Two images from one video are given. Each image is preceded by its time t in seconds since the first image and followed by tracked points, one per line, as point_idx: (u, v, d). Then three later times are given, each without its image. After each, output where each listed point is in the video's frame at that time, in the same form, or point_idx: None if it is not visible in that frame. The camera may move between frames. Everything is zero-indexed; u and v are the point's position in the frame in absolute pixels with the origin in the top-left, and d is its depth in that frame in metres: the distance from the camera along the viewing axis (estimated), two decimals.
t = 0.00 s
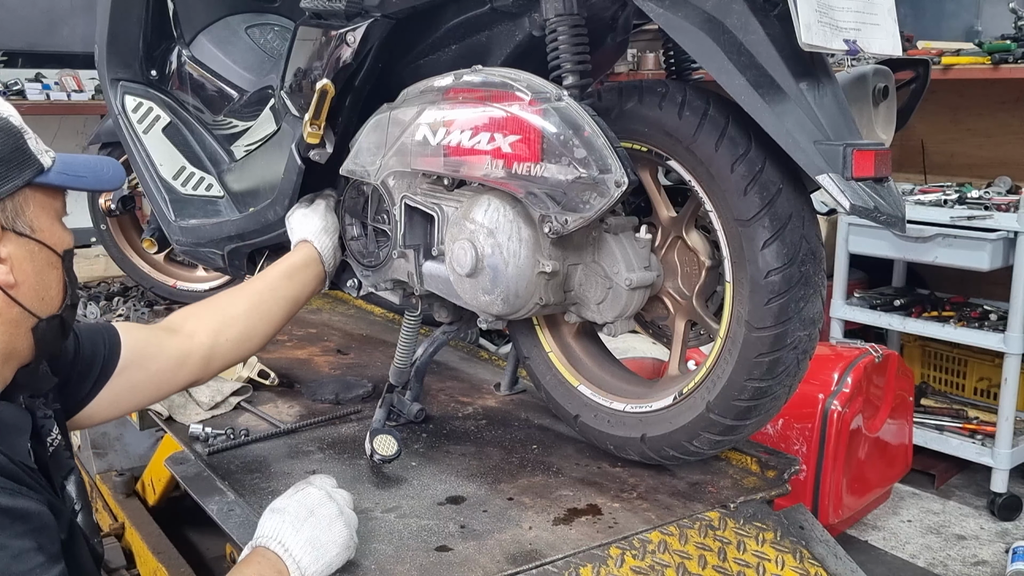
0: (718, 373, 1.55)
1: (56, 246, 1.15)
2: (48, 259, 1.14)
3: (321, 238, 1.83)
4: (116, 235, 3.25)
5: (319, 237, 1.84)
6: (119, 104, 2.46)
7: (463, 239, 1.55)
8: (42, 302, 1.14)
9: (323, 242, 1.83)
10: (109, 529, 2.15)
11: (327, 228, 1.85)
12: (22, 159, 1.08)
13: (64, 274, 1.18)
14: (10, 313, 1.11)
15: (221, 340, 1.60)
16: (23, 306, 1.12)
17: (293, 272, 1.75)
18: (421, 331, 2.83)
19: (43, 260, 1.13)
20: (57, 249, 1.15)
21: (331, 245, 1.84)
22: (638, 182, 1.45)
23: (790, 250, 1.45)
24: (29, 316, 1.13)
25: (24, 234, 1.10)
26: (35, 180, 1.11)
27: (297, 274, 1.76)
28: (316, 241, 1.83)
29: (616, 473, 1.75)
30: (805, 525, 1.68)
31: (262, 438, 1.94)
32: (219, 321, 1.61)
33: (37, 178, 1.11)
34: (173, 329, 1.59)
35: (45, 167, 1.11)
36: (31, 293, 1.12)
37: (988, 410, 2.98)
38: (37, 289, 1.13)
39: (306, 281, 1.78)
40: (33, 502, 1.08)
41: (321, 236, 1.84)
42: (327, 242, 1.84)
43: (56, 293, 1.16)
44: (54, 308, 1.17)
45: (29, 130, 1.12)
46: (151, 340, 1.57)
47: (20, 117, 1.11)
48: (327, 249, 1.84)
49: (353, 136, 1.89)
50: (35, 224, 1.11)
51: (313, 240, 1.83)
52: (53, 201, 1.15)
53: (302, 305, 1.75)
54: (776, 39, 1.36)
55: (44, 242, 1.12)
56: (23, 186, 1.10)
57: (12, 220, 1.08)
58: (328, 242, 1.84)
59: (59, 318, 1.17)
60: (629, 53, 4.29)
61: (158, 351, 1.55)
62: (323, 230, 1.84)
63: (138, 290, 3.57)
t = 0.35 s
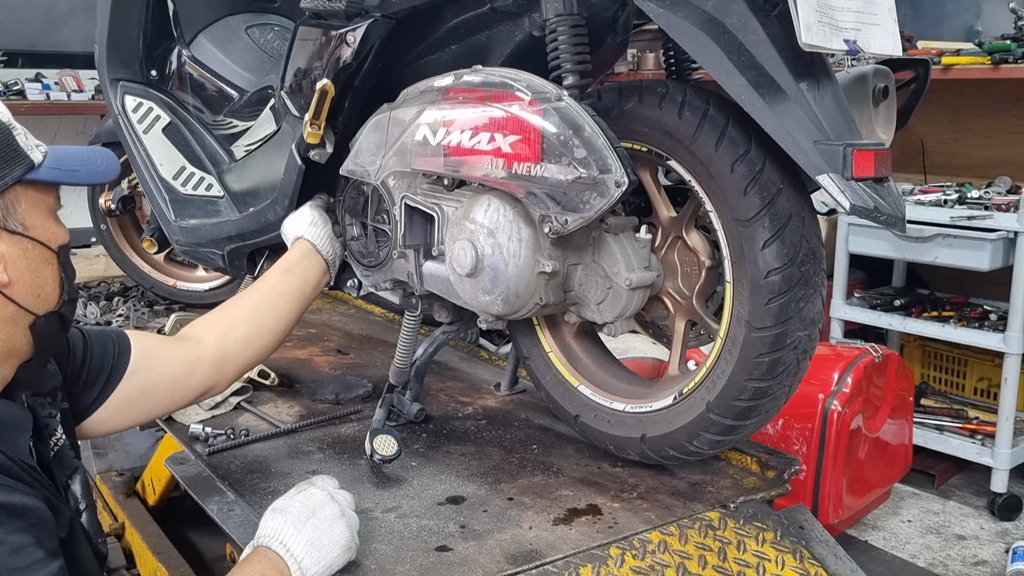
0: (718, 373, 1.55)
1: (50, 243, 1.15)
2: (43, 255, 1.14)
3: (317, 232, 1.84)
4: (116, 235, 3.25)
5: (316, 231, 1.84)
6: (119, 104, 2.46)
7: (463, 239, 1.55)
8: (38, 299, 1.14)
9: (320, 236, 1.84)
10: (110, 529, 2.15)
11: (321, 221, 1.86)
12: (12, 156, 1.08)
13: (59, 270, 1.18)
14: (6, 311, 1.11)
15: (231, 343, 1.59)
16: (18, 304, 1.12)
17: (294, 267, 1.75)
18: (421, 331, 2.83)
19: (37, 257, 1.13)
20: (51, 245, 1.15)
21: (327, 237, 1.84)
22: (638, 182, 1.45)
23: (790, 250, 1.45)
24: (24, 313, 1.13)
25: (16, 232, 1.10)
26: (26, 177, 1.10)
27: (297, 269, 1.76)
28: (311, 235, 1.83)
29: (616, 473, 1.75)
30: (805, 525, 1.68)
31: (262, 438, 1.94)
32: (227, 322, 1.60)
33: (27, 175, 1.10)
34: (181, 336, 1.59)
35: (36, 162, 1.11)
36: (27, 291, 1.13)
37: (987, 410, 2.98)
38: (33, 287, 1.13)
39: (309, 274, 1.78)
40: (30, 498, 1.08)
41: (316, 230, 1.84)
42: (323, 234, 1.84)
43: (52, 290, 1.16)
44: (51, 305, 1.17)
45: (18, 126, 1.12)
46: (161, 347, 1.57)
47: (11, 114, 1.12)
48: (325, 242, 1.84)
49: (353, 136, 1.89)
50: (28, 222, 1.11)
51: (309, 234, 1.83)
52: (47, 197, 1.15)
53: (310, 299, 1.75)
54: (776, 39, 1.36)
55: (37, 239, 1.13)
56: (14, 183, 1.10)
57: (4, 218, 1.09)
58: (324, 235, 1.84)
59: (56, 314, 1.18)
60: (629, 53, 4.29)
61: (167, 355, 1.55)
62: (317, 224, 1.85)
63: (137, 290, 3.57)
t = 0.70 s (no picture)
0: (718, 373, 1.55)
1: (42, 240, 1.15)
2: (35, 253, 1.14)
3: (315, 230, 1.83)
4: (116, 235, 3.25)
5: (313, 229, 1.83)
6: (120, 104, 2.47)
7: (463, 239, 1.55)
8: (30, 296, 1.14)
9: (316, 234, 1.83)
10: (110, 530, 2.15)
11: (318, 220, 1.85)
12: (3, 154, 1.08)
13: (51, 267, 1.17)
14: None
15: (224, 342, 1.59)
16: (10, 301, 1.12)
17: (291, 267, 1.75)
18: (421, 331, 2.83)
19: (28, 254, 1.13)
20: (43, 242, 1.15)
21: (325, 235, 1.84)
22: (638, 182, 1.45)
23: (790, 250, 1.45)
24: (16, 311, 1.13)
25: (7, 229, 1.10)
26: (17, 174, 1.10)
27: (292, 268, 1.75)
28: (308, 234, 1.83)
29: (616, 473, 1.75)
30: (805, 525, 1.67)
31: (262, 437, 1.94)
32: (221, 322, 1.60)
33: (19, 171, 1.10)
34: (175, 335, 1.59)
35: (27, 160, 1.11)
36: (18, 288, 1.12)
37: (987, 410, 2.98)
38: (25, 285, 1.13)
39: (304, 272, 1.76)
40: (28, 497, 1.08)
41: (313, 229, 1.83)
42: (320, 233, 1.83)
43: (44, 288, 1.16)
44: (43, 303, 1.17)
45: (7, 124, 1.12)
46: (153, 346, 1.57)
47: None
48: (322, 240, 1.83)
49: (353, 136, 1.89)
50: (18, 219, 1.11)
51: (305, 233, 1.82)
52: (37, 194, 1.15)
53: (304, 299, 1.74)
54: (776, 39, 1.36)
55: (28, 237, 1.12)
56: (5, 181, 1.09)
57: None
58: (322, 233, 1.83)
59: (49, 312, 1.18)
60: (629, 53, 4.29)
61: (161, 356, 1.55)
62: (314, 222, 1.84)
63: (138, 290, 3.57)
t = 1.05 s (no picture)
0: (718, 373, 1.55)
1: (54, 252, 1.15)
2: (46, 264, 1.14)
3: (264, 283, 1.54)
4: (116, 235, 3.25)
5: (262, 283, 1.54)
6: (120, 104, 2.46)
7: (463, 239, 1.55)
8: (39, 307, 1.14)
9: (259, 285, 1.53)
10: (109, 529, 2.15)
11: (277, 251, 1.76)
12: (24, 165, 1.08)
13: (60, 278, 1.17)
14: (7, 318, 1.11)
15: (186, 410, 1.41)
16: (20, 312, 1.12)
17: (244, 323, 1.47)
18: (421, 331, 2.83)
19: (40, 265, 1.13)
20: (55, 254, 1.15)
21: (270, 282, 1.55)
22: (638, 182, 1.45)
23: (790, 250, 1.45)
24: (26, 321, 1.13)
25: (23, 239, 1.10)
26: (36, 185, 1.10)
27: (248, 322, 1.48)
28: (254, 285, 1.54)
29: (616, 473, 1.76)
30: (805, 525, 1.67)
31: (262, 438, 1.94)
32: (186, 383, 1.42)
33: (38, 182, 1.11)
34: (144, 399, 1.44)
35: (46, 172, 1.11)
36: (28, 299, 1.12)
37: (987, 410, 2.98)
38: (35, 295, 1.13)
39: (253, 325, 1.49)
40: (25, 506, 1.09)
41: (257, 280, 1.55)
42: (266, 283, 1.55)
43: (53, 298, 1.16)
44: (50, 313, 1.17)
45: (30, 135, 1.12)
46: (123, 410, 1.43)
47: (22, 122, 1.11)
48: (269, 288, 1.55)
49: (353, 136, 1.89)
50: (35, 230, 1.11)
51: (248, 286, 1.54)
52: (51, 205, 1.15)
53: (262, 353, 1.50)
54: (777, 39, 1.36)
55: (42, 247, 1.12)
56: (24, 191, 1.09)
57: (13, 225, 1.08)
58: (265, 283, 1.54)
59: (53, 322, 1.17)
60: (629, 53, 4.29)
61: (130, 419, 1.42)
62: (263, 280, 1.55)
63: (138, 290, 3.57)
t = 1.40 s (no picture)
0: (718, 373, 1.55)
1: (45, 251, 1.15)
2: (37, 263, 1.14)
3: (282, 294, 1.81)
4: (116, 235, 3.25)
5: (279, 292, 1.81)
6: (119, 104, 2.46)
7: (463, 239, 1.55)
8: (30, 306, 1.15)
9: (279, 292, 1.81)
10: (109, 530, 2.15)
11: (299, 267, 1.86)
12: (14, 163, 1.07)
13: (51, 277, 1.18)
14: None
15: (178, 388, 1.58)
16: (11, 311, 1.12)
17: (253, 317, 1.71)
18: (421, 331, 2.83)
19: (31, 264, 1.13)
20: (46, 252, 1.15)
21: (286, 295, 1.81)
22: (638, 182, 1.45)
23: (790, 250, 1.45)
24: (18, 321, 1.13)
25: (13, 238, 1.10)
26: (26, 184, 1.10)
27: (256, 318, 1.71)
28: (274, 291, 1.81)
29: (616, 473, 1.76)
30: (805, 525, 1.67)
31: (262, 437, 1.94)
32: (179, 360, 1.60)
33: (27, 181, 1.10)
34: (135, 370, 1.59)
35: (36, 170, 1.10)
36: (20, 298, 1.13)
37: (987, 410, 2.98)
38: (26, 294, 1.13)
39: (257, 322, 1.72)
40: (27, 507, 1.09)
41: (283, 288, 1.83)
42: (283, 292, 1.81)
43: (44, 297, 1.17)
44: (42, 311, 1.17)
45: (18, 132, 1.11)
46: (113, 376, 1.56)
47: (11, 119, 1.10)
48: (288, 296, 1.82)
49: (353, 136, 1.89)
50: (25, 229, 1.11)
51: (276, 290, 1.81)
52: (42, 204, 1.15)
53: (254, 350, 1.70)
54: (777, 39, 1.36)
55: (33, 246, 1.13)
56: (13, 191, 1.09)
57: (3, 224, 1.08)
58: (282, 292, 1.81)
59: (46, 321, 1.18)
60: (629, 53, 4.29)
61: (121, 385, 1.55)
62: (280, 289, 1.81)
63: (138, 290, 3.57)
